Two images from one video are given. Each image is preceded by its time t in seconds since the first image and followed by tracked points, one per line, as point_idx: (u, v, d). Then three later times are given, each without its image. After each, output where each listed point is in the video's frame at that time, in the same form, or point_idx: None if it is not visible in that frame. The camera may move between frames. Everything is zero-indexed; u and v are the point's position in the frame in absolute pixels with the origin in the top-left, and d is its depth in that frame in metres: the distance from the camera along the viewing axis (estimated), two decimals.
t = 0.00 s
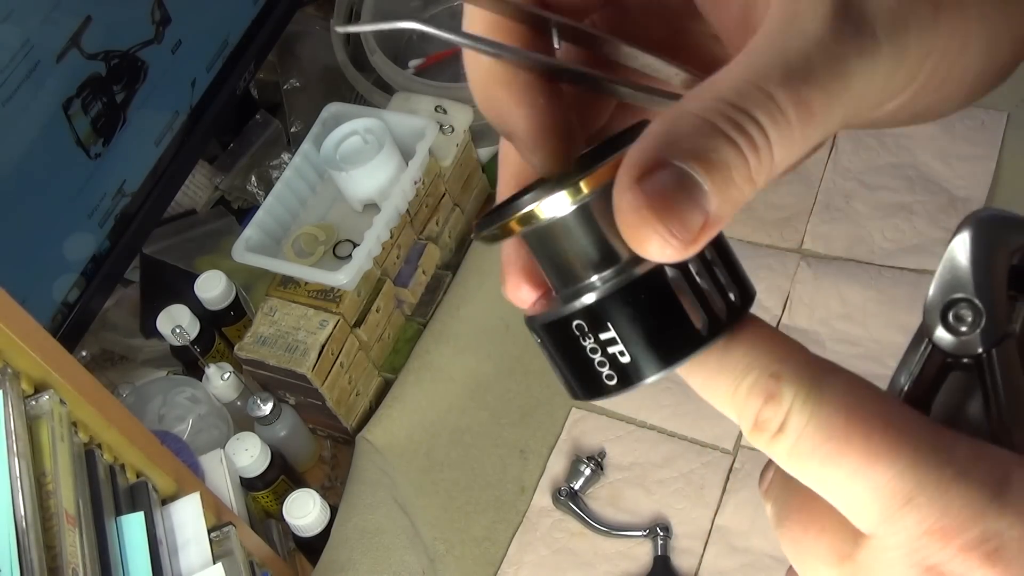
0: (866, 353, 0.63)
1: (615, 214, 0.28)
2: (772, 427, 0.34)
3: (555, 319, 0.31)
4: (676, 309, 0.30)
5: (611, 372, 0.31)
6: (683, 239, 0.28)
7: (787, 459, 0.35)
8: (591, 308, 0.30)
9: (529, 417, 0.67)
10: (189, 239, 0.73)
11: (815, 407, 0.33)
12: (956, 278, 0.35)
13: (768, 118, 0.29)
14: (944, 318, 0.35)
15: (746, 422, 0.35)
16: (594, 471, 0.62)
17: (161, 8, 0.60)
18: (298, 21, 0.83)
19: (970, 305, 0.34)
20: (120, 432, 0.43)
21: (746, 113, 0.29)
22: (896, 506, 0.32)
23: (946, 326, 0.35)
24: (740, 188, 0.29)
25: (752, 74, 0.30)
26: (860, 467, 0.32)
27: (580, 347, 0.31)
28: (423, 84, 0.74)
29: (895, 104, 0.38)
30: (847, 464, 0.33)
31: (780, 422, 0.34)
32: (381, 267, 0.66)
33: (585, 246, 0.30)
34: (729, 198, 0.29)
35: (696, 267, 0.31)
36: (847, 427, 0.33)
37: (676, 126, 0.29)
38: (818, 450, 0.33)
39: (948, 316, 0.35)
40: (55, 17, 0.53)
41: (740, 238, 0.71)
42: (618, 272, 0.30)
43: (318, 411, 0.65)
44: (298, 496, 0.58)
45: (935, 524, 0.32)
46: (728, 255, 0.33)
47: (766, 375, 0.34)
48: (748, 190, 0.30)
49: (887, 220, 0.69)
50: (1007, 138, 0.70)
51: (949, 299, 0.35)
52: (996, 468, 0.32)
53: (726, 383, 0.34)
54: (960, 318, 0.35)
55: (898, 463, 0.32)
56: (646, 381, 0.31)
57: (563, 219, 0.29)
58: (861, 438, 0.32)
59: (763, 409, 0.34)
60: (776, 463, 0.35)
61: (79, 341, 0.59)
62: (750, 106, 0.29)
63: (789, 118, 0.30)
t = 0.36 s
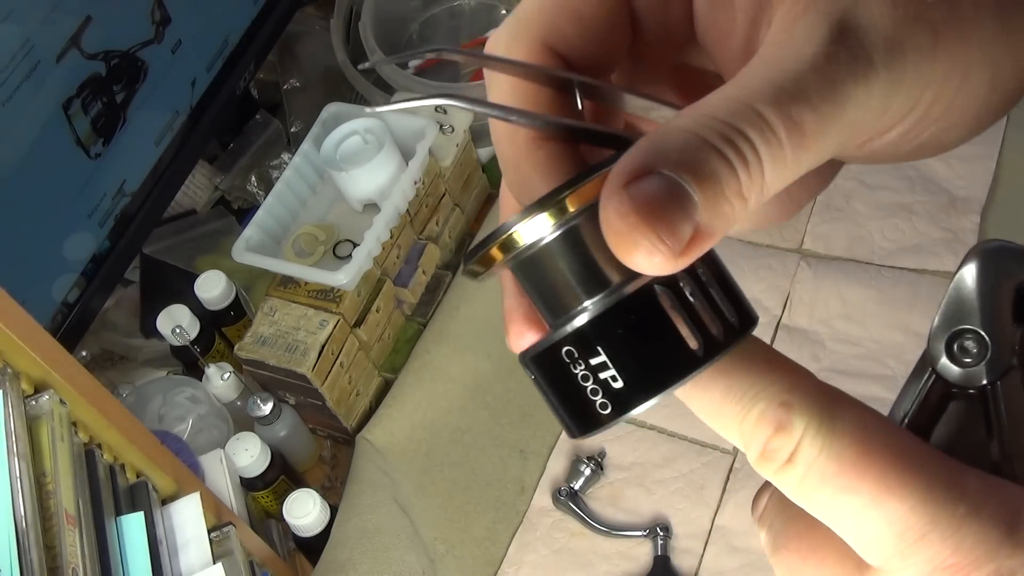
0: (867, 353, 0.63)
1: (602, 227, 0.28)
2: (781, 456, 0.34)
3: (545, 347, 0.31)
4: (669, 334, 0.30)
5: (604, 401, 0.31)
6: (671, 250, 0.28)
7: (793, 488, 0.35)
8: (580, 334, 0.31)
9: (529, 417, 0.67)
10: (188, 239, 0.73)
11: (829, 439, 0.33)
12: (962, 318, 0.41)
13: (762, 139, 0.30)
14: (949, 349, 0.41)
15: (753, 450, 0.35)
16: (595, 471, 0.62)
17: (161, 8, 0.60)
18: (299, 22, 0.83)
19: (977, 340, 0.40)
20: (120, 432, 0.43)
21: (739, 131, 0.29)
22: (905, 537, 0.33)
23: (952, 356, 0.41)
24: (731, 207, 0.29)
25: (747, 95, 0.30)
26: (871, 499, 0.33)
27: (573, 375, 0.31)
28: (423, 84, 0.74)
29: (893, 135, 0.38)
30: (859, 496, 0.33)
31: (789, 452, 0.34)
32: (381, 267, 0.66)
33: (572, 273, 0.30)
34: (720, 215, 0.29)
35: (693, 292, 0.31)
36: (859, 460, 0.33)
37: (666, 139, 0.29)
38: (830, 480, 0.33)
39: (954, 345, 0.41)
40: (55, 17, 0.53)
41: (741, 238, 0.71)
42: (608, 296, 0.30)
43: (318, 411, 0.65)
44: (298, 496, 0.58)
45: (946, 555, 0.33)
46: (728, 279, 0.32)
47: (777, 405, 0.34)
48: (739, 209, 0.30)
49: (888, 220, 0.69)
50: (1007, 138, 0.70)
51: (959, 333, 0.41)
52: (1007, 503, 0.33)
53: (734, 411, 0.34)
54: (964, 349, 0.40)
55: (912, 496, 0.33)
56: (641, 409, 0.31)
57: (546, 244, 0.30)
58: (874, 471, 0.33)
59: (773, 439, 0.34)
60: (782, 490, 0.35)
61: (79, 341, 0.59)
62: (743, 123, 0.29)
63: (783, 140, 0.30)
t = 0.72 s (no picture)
0: (867, 352, 0.63)
1: (578, 230, 0.29)
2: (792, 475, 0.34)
3: (537, 363, 0.32)
4: (657, 337, 0.31)
5: (599, 413, 0.31)
6: (645, 250, 0.29)
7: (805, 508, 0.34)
8: (569, 346, 0.32)
9: (529, 417, 0.67)
10: (188, 239, 0.73)
11: (839, 454, 0.33)
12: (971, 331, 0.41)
13: (739, 142, 0.29)
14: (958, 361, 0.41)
15: (762, 470, 0.35)
16: (595, 471, 0.62)
17: (160, 8, 0.60)
18: (298, 22, 0.83)
19: (987, 354, 0.40)
20: (120, 432, 0.43)
21: (719, 134, 0.29)
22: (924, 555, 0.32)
23: (961, 369, 0.41)
24: (710, 207, 0.30)
25: (725, 98, 0.30)
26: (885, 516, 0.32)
27: (565, 389, 0.32)
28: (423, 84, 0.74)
29: (886, 134, 0.38)
30: (872, 512, 0.33)
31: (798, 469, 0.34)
32: (381, 267, 0.66)
33: (560, 287, 0.32)
34: (697, 216, 0.29)
35: (681, 299, 0.32)
36: (872, 475, 0.33)
37: (643, 144, 0.29)
38: (841, 497, 0.33)
39: (963, 358, 0.41)
40: (55, 17, 0.53)
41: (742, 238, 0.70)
42: (594, 305, 0.31)
43: (318, 411, 0.65)
44: (298, 496, 0.58)
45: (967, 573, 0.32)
46: (722, 285, 0.33)
47: (785, 421, 0.34)
48: (720, 209, 0.30)
49: (888, 220, 0.69)
50: (1007, 137, 0.70)
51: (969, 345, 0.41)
52: None
53: (742, 428, 0.35)
54: (974, 361, 0.40)
55: (926, 510, 0.32)
56: (634, 416, 0.31)
57: (531, 260, 0.32)
58: (887, 486, 0.32)
59: (783, 455, 0.34)
60: (793, 511, 0.35)
61: (79, 340, 0.59)
62: (720, 126, 0.29)
63: (761, 140, 0.30)
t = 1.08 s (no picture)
0: (867, 353, 0.63)
1: (557, 226, 0.31)
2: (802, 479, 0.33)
3: (538, 365, 0.34)
4: (643, 328, 0.32)
5: (594, 406, 0.32)
6: (617, 241, 0.30)
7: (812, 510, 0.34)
8: (565, 343, 0.33)
9: (529, 417, 0.67)
10: (188, 239, 0.73)
11: (846, 458, 0.33)
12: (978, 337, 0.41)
13: (713, 136, 0.30)
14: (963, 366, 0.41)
15: (769, 474, 0.34)
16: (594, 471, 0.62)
17: (161, 8, 0.60)
18: (298, 21, 0.83)
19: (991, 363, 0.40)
20: (120, 433, 0.43)
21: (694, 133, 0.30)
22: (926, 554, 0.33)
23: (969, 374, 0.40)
24: (686, 200, 0.30)
25: (703, 98, 0.31)
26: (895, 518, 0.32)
27: (563, 386, 0.33)
28: (422, 84, 0.74)
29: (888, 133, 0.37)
30: (879, 515, 0.32)
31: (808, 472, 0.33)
32: (381, 267, 0.66)
33: (556, 290, 0.34)
34: (674, 208, 0.30)
35: (670, 290, 0.32)
36: (879, 479, 0.32)
37: (626, 146, 0.30)
38: (847, 501, 0.33)
39: (968, 364, 0.41)
40: (55, 17, 0.53)
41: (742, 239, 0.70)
42: (588, 301, 0.33)
43: (318, 411, 0.65)
44: (298, 496, 0.58)
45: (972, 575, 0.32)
46: (721, 287, 0.33)
47: (791, 425, 0.33)
48: (699, 202, 0.31)
49: (888, 220, 0.69)
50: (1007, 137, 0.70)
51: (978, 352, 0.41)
52: None
53: (748, 432, 0.34)
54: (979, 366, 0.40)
55: (933, 513, 0.32)
56: (625, 407, 0.31)
57: (526, 274, 0.35)
58: (895, 489, 0.32)
59: (789, 460, 0.33)
60: (798, 515, 0.35)
61: (79, 340, 0.59)
62: (696, 124, 0.30)
63: (739, 137, 0.30)
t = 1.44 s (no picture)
0: (867, 353, 0.63)
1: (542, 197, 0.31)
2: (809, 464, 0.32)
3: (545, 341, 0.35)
4: (650, 300, 0.33)
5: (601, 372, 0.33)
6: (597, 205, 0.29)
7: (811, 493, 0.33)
8: (571, 316, 0.34)
9: (529, 417, 0.67)
10: (189, 239, 0.73)
11: (853, 444, 0.32)
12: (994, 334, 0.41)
13: (694, 94, 0.30)
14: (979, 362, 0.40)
15: (779, 458, 0.33)
16: (595, 471, 0.62)
17: (161, 8, 0.60)
18: (298, 22, 0.83)
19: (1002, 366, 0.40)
20: (120, 433, 0.43)
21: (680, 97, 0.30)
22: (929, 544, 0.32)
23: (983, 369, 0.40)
24: (668, 159, 0.30)
25: (693, 63, 0.31)
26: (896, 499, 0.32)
27: (571, 356, 0.34)
28: (422, 84, 0.74)
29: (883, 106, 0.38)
30: (882, 500, 0.32)
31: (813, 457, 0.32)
32: (381, 267, 0.66)
33: (562, 267, 0.34)
34: (654, 171, 0.30)
35: (671, 262, 0.33)
36: (887, 465, 0.32)
37: (612, 118, 0.30)
38: (853, 486, 0.32)
39: (979, 359, 0.40)
40: (55, 17, 0.53)
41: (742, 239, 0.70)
42: (592, 274, 0.33)
43: (318, 411, 0.65)
44: (298, 496, 0.58)
45: (974, 564, 0.31)
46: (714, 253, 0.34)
47: (803, 409, 0.32)
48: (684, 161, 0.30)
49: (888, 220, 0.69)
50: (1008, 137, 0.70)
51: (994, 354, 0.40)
52: None
53: (759, 418, 0.32)
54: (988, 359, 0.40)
55: (938, 499, 0.31)
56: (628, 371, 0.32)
57: (530, 259, 0.35)
58: (903, 476, 0.32)
59: (799, 444, 0.32)
60: (805, 497, 0.34)
61: (79, 340, 0.59)
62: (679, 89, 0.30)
63: (722, 94, 0.30)
